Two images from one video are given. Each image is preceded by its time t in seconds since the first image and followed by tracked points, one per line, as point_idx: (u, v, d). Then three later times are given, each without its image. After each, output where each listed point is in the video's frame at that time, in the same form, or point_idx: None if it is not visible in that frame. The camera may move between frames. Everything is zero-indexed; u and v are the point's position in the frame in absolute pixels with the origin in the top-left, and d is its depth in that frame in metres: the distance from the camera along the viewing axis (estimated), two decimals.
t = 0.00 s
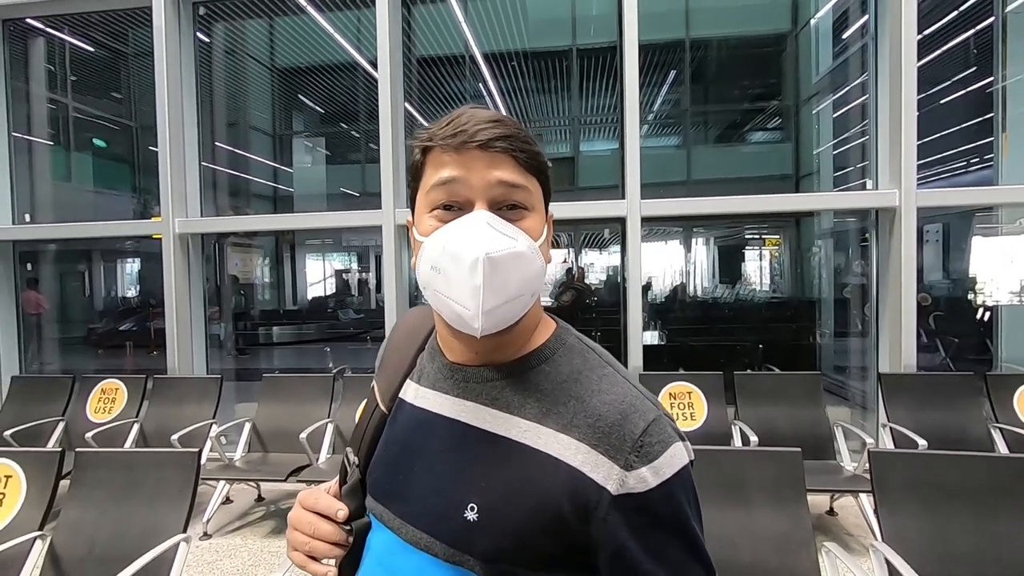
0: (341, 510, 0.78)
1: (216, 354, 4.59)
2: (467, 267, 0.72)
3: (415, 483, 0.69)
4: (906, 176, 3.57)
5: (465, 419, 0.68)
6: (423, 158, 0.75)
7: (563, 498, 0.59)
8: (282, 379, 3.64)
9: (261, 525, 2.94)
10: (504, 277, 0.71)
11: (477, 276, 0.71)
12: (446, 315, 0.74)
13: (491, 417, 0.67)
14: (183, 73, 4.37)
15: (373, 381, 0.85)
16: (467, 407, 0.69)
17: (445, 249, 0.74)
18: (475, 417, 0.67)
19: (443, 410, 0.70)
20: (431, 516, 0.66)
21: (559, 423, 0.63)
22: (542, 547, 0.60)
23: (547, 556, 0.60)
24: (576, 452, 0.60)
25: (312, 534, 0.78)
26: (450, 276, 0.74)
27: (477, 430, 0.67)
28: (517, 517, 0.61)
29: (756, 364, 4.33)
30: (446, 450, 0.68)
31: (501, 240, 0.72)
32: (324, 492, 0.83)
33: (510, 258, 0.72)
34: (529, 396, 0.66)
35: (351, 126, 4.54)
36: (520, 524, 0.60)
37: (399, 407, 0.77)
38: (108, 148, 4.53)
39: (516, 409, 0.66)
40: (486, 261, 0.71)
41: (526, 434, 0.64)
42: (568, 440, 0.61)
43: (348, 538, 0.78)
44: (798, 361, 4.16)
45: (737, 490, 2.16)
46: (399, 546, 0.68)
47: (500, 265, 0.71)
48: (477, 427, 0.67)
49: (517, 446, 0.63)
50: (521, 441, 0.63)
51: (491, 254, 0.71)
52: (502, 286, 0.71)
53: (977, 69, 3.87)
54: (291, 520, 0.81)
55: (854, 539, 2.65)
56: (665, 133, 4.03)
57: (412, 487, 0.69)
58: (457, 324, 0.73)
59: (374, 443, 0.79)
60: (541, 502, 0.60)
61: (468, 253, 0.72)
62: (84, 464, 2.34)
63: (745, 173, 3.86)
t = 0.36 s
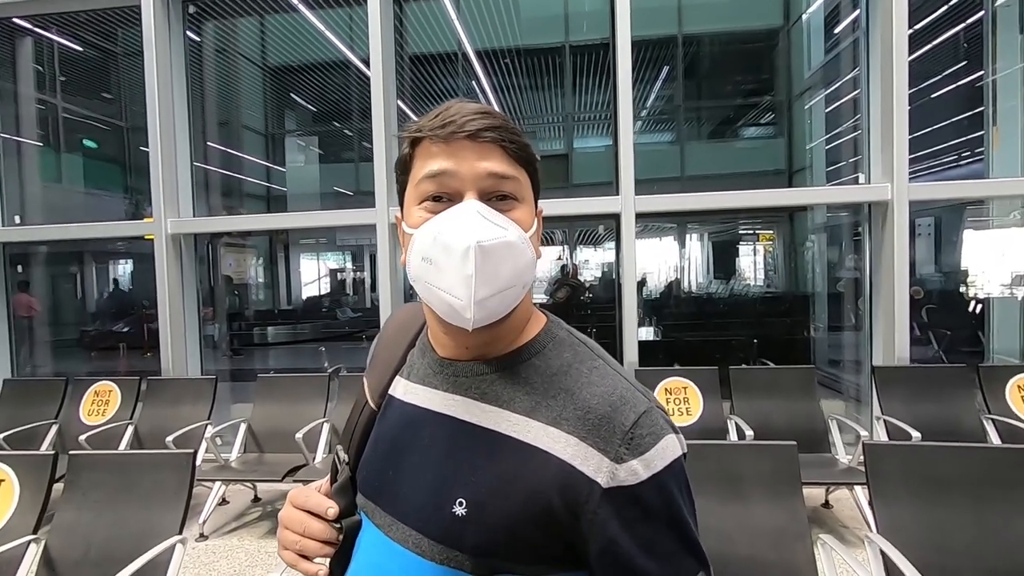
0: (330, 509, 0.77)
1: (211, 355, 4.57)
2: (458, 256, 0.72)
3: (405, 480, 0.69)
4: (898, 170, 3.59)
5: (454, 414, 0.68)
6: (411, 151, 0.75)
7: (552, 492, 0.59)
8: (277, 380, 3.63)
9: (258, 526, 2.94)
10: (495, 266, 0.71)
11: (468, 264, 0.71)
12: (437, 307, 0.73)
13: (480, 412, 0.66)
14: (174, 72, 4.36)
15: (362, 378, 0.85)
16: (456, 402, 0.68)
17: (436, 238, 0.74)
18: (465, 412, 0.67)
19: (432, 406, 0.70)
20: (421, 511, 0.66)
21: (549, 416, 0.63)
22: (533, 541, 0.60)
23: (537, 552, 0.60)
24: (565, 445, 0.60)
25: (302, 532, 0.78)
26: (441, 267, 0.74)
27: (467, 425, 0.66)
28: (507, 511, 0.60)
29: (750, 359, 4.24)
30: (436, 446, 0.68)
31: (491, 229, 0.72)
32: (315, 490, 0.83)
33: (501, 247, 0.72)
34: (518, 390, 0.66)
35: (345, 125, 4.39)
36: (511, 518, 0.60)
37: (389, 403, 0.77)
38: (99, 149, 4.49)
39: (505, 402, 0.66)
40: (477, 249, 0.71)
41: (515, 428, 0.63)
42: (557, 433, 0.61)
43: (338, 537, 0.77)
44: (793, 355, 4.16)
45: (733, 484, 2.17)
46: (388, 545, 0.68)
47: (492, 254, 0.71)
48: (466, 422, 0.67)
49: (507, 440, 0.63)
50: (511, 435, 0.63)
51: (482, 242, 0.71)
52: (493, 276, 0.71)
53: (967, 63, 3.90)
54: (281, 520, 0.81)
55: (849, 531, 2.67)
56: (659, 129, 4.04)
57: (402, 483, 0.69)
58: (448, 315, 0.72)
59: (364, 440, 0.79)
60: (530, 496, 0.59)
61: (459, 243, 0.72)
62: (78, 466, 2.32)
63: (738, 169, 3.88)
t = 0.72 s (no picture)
0: (345, 509, 0.77)
1: (200, 358, 4.53)
2: (467, 275, 0.73)
3: (419, 478, 0.69)
4: (882, 162, 3.64)
5: (467, 412, 0.68)
6: (417, 162, 0.75)
7: (568, 486, 0.59)
8: (269, 381, 3.60)
9: (254, 529, 2.92)
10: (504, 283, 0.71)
11: (477, 285, 0.71)
12: (447, 322, 0.74)
13: (493, 409, 0.66)
14: (157, 72, 4.27)
15: (372, 379, 0.85)
16: (469, 401, 0.69)
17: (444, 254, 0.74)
18: (478, 410, 0.68)
19: (446, 405, 0.70)
20: (437, 509, 0.67)
21: (563, 412, 0.63)
22: (550, 535, 0.60)
23: (555, 546, 0.60)
24: (580, 440, 0.60)
25: (317, 533, 0.78)
26: (450, 284, 0.74)
27: (480, 423, 0.67)
28: (524, 506, 0.61)
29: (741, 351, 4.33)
30: (450, 444, 0.68)
31: (499, 245, 0.72)
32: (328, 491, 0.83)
33: (510, 264, 0.72)
34: (530, 386, 0.66)
35: (331, 124, 4.38)
36: (527, 513, 0.61)
37: (401, 403, 0.77)
38: (80, 150, 4.41)
39: (518, 400, 0.66)
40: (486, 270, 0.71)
41: (529, 425, 0.64)
42: (571, 428, 0.62)
43: (353, 536, 0.77)
44: (783, 345, 4.16)
45: (729, 476, 2.20)
46: (405, 543, 0.68)
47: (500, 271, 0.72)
48: (480, 420, 0.67)
49: (522, 437, 0.63)
50: (525, 431, 0.64)
51: (490, 262, 0.71)
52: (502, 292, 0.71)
53: (948, 56, 3.95)
54: (296, 521, 0.81)
55: (842, 519, 2.72)
56: (646, 124, 4.06)
57: (416, 481, 0.69)
58: (458, 331, 0.73)
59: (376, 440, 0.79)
60: (547, 490, 0.60)
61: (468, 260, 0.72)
62: (70, 475, 2.29)
63: (726, 163, 3.91)
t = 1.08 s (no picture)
0: (362, 508, 0.78)
1: (196, 362, 4.51)
2: (471, 297, 0.74)
3: (433, 479, 0.70)
4: (875, 158, 3.67)
5: (480, 414, 0.69)
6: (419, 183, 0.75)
7: (581, 485, 0.60)
8: (266, 385, 3.59)
9: (255, 533, 2.91)
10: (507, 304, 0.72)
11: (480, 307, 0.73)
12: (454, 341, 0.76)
13: (506, 412, 0.67)
14: (149, 75, 4.30)
15: (385, 382, 0.86)
16: (481, 403, 0.69)
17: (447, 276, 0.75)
18: (490, 413, 0.68)
19: (459, 407, 0.71)
20: (452, 510, 0.67)
21: (574, 414, 0.64)
22: (563, 534, 0.61)
23: (568, 545, 0.61)
24: (592, 441, 0.61)
25: (335, 532, 0.78)
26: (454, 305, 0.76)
27: (493, 425, 0.67)
28: (538, 506, 0.62)
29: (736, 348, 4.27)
30: (464, 446, 0.69)
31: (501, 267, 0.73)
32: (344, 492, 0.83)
33: (512, 283, 0.73)
34: (541, 389, 0.67)
35: (323, 125, 4.33)
36: (541, 513, 0.61)
37: (414, 406, 0.78)
38: (70, 155, 4.38)
39: (530, 402, 0.67)
40: (488, 294, 0.72)
41: (542, 426, 0.65)
42: (583, 430, 0.62)
43: (370, 536, 0.77)
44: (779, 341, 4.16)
45: (729, 473, 2.21)
46: (422, 539, 0.69)
47: (503, 293, 0.72)
48: (493, 422, 0.68)
49: (535, 438, 0.64)
50: (538, 433, 0.64)
51: (493, 284, 0.72)
52: (506, 312, 0.72)
53: (937, 51, 3.98)
54: (313, 522, 0.81)
55: (840, 513, 2.74)
56: (639, 122, 4.07)
57: (430, 481, 0.70)
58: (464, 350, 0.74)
59: (391, 441, 0.80)
60: (560, 490, 0.61)
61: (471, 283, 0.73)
62: (70, 482, 2.28)
63: (719, 161, 3.93)
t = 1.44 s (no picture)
0: (371, 508, 0.78)
1: (192, 368, 4.50)
2: (474, 284, 0.74)
3: (439, 476, 0.71)
4: (866, 155, 3.70)
5: (485, 412, 0.70)
6: (420, 180, 0.76)
7: (583, 479, 0.61)
8: (263, 390, 3.59)
9: (254, 538, 2.90)
10: (510, 288, 0.73)
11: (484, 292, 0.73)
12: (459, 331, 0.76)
13: (509, 409, 0.68)
14: (141, 80, 4.25)
15: (392, 384, 0.86)
16: (486, 401, 0.70)
17: (450, 267, 0.75)
18: (494, 410, 0.69)
19: (463, 406, 0.72)
20: (458, 505, 0.68)
21: (576, 409, 0.65)
22: (567, 527, 0.62)
23: (574, 539, 0.62)
24: (593, 434, 0.62)
25: (345, 534, 0.79)
26: (458, 293, 0.76)
27: (498, 422, 0.68)
28: (542, 500, 0.62)
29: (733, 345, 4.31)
30: (468, 443, 0.69)
31: (503, 253, 0.73)
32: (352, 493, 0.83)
33: (515, 270, 0.73)
34: (544, 385, 0.68)
35: (317, 128, 4.35)
36: (546, 507, 0.62)
37: (419, 405, 0.78)
38: (61, 161, 4.38)
39: (533, 398, 0.67)
40: (491, 278, 0.72)
41: (544, 422, 0.65)
42: (584, 424, 0.63)
43: (380, 535, 0.77)
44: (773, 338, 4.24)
45: (727, 469, 2.23)
46: (429, 536, 0.70)
47: (506, 278, 0.73)
48: (497, 419, 0.68)
49: (538, 433, 0.65)
50: (541, 428, 0.65)
51: (496, 269, 0.72)
52: (510, 296, 0.73)
53: (926, 47, 4.01)
54: (323, 525, 0.81)
55: (837, 507, 2.76)
56: (632, 122, 4.08)
57: (436, 479, 0.71)
58: (470, 338, 0.74)
59: (398, 441, 0.80)
60: (564, 483, 0.62)
61: (474, 270, 0.73)
62: (68, 490, 2.27)
63: (711, 159, 3.95)
